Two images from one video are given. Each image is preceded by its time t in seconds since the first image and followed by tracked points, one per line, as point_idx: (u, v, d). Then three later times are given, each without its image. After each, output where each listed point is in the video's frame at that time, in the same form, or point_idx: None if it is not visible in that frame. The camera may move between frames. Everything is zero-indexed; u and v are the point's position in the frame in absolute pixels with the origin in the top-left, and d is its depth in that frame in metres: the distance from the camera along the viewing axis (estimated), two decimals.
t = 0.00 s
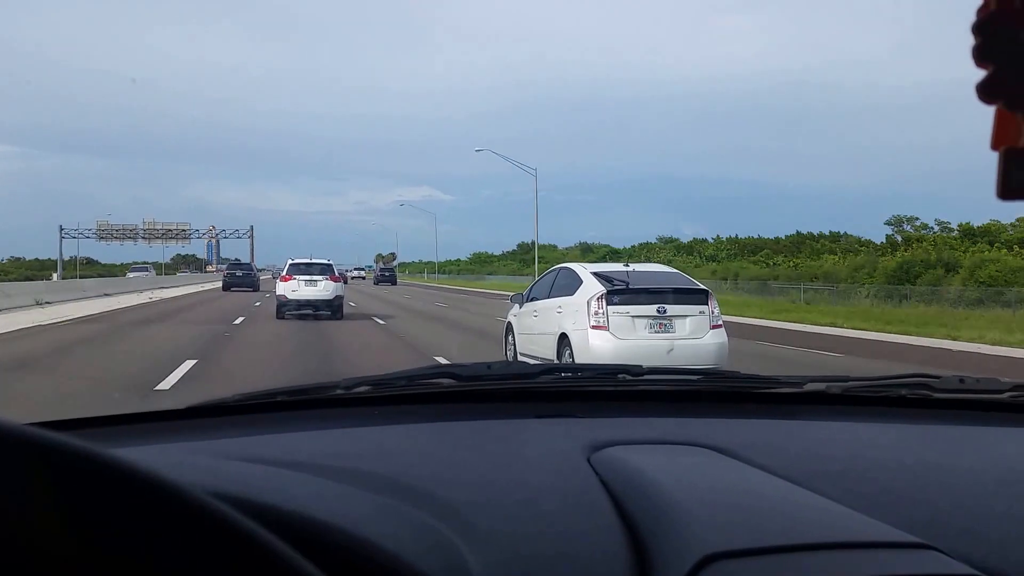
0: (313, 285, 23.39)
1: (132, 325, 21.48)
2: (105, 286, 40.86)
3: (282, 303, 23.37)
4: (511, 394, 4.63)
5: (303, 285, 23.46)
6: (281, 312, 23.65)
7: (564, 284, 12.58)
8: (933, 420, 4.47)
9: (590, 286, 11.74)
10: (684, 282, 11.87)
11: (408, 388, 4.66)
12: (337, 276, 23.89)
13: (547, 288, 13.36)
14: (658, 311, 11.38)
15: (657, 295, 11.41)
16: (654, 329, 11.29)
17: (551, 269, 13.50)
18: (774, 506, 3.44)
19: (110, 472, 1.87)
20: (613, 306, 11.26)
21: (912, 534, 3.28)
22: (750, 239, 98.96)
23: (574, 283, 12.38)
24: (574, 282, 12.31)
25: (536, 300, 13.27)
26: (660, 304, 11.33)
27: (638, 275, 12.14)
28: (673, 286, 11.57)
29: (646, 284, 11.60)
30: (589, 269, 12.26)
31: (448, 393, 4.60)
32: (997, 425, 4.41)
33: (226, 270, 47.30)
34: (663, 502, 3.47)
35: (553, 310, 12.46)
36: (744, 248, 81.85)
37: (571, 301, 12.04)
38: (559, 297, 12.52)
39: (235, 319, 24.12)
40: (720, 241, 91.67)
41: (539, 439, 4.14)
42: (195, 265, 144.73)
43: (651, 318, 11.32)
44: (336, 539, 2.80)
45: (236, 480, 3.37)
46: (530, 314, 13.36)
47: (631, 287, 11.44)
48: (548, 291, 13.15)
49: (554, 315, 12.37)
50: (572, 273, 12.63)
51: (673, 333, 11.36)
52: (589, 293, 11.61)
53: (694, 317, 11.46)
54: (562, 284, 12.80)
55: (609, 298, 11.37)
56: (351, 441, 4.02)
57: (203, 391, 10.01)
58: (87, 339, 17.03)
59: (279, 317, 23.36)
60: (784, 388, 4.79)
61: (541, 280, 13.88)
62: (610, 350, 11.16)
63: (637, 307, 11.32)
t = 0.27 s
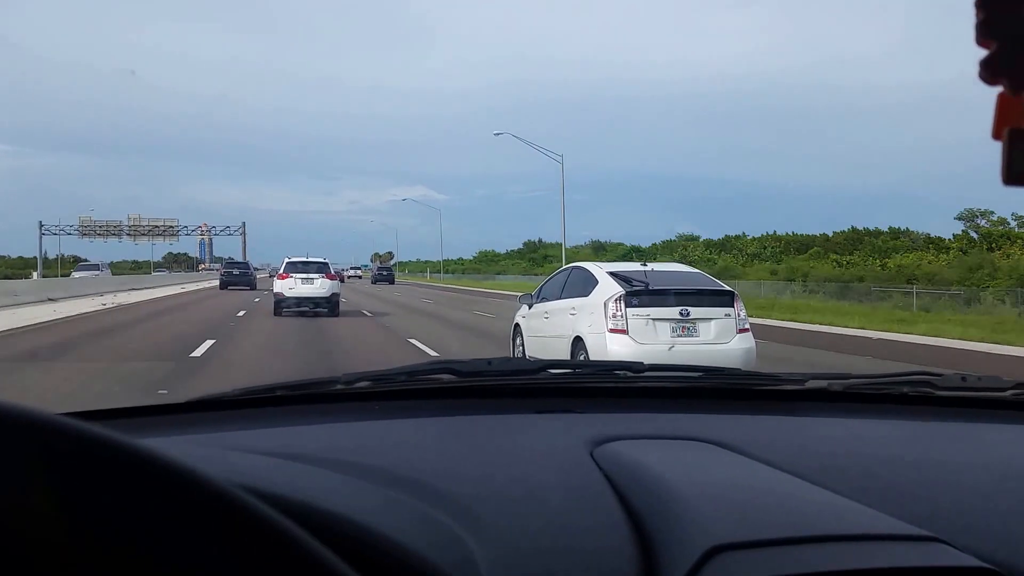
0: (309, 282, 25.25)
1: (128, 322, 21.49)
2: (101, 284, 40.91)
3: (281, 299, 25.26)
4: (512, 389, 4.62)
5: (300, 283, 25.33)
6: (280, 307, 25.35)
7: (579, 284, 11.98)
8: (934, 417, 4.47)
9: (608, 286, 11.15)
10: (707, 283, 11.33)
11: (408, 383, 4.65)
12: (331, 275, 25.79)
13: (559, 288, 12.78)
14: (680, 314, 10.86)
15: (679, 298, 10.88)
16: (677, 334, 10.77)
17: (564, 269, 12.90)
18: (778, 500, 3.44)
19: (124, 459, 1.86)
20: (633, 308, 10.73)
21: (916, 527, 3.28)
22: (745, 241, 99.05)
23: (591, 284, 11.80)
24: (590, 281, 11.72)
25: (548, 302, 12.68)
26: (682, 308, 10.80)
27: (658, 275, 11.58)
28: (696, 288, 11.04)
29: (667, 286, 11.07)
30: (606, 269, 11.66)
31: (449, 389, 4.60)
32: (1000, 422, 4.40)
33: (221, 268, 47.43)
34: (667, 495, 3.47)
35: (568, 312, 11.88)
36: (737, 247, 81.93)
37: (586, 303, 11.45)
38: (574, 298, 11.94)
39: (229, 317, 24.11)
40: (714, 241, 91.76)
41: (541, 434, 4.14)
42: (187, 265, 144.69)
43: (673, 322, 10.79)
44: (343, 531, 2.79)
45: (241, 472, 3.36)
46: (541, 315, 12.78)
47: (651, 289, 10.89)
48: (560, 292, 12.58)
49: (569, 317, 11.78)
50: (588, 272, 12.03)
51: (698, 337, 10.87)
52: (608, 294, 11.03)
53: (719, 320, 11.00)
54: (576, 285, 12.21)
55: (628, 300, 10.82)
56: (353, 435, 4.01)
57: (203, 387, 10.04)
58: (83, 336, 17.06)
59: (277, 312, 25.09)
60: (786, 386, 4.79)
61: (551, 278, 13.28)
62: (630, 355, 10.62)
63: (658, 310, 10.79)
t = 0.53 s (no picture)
0: (308, 281, 25.77)
1: (127, 321, 21.50)
2: (101, 283, 40.95)
3: (280, 298, 25.75)
4: (509, 391, 4.62)
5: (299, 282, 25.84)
6: (280, 307, 25.98)
7: (595, 284, 11.28)
8: (931, 421, 4.47)
9: (629, 287, 10.38)
10: (737, 283, 10.50)
11: (406, 384, 4.66)
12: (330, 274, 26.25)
13: (572, 289, 12.10)
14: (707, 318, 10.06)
15: (707, 300, 10.09)
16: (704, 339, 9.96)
17: (580, 267, 12.17)
18: (775, 504, 3.44)
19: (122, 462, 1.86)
20: (656, 311, 9.94)
21: (912, 533, 3.28)
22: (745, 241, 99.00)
23: (608, 284, 11.05)
24: (608, 282, 10.99)
25: (560, 303, 12.00)
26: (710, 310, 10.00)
27: (683, 274, 10.77)
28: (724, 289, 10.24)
29: (692, 285, 10.29)
30: (625, 268, 10.91)
31: (447, 390, 4.60)
32: (997, 427, 4.41)
33: (221, 267, 47.50)
34: (664, 499, 3.47)
35: (582, 314, 11.21)
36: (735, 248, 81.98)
37: (602, 305, 10.76)
38: (590, 299, 11.20)
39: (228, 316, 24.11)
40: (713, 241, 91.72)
41: (538, 435, 4.14)
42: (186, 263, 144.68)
43: (700, 325, 10.00)
44: (342, 534, 2.79)
45: (239, 473, 3.36)
46: (554, 317, 12.09)
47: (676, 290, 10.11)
48: (573, 294, 11.91)
49: (585, 320, 11.06)
50: (605, 272, 11.29)
51: (725, 342, 10.07)
52: (626, 295, 10.30)
53: (748, 324, 10.19)
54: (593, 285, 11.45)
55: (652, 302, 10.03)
56: (350, 436, 4.01)
57: (203, 388, 10.06)
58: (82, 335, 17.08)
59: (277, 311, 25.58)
60: (783, 389, 4.80)
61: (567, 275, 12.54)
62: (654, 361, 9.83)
63: (683, 313, 10.00)
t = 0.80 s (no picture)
0: (309, 283, 26.02)
1: (130, 323, 21.56)
2: (104, 284, 41.11)
3: (281, 299, 26.00)
4: (509, 388, 4.67)
5: (300, 284, 26.10)
6: (280, 308, 26.31)
7: (619, 287, 10.81)
8: (927, 417, 4.52)
9: (656, 288, 9.94)
10: (769, 286, 10.08)
11: (407, 382, 4.71)
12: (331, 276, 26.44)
13: (591, 290, 11.63)
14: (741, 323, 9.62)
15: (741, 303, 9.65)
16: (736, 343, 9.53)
17: (601, 268, 11.70)
18: (771, 498, 3.48)
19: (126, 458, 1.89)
20: (686, 314, 9.53)
21: (906, 525, 3.33)
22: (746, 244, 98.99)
23: (633, 285, 10.59)
24: (632, 285, 10.52)
25: (580, 305, 11.51)
26: (743, 313, 9.57)
27: (711, 276, 10.31)
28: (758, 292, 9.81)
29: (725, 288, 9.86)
30: (651, 272, 10.44)
31: (447, 387, 4.66)
32: (994, 422, 4.46)
33: (225, 269, 47.63)
34: (662, 493, 3.51)
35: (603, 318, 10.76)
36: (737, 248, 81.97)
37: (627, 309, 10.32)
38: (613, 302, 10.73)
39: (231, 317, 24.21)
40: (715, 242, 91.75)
41: (539, 432, 4.19)
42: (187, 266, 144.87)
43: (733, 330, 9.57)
44: (344, 528, 2.83)
45: (243, 470, 3.41)
46: (573, 320, 11.59)
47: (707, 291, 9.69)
48: (593, 296, 11.43)
49: (607, 323, 10.58)
50: (630, 273, 10.81)
51: (760, 348, 9.63)
52: (655, 298, 9.82)
53: (785, 330, 9.76)
54: (616, 288, 10.98)
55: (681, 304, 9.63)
56: (353, 432, 4.06)
57: (207, 387, 10.12)
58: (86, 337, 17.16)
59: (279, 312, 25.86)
60: (781, 385, 4.85)
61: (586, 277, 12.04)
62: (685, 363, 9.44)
63: (715, 316, 9.58)
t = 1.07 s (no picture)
0: (307, 284, 26.10)
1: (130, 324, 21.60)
2: (104, 284, 41.15)
3: (280, 300, 26.06)
4: (511, 387, 4.68)
5: (299, 285, 26.17)
6: (280, 309, 26.38)
7: (651, 293, 10.22)
8: (927, 417, 4.53)
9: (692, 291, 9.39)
10: (813, 290, 9.52)
11: (410, 381, 4.72)
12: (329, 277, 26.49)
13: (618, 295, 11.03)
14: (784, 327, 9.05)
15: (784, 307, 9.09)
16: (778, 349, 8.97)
17: (629, 269, 11.17)
18: (772, 498, 3.49)
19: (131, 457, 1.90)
20: (724, 320, 8.96)
21: (907, 525, 3.33)
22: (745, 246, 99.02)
23: (662, 289, 10.11)
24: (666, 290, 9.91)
25: (601, 309, 11.04)
26: (786, 319, 9.00)
27: (749, 279, 9.78)
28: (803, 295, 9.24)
29: (767, 290, 9.30)
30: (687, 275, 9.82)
31: (450, 386, 4.66)
32: (994, 422, 4.46)
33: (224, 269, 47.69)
34: (664, 493, 3.52)
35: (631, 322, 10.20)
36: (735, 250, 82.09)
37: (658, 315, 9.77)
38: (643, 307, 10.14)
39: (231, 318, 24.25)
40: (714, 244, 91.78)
41: (541, 431, 4.20)
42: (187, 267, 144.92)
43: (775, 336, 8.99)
44: (348, 527, 2.84)
45: (246, 469, 3.42)
46: (593, 324, 11.14)
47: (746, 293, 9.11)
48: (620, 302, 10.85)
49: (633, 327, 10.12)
50: (660, 275, 10.32)
51: (803, 356, 9.07)
52: (687, 302, 9.35)
53: (831, 336, 9.19)
54: (647, 292, 10.37)
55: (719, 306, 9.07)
56: (357, 432, 4.07)
57: (208, 388, 10.18)
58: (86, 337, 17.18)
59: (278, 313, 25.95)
60: (781, 385, 4.86)
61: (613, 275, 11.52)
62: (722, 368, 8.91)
63: (756, 321, 9.01)
